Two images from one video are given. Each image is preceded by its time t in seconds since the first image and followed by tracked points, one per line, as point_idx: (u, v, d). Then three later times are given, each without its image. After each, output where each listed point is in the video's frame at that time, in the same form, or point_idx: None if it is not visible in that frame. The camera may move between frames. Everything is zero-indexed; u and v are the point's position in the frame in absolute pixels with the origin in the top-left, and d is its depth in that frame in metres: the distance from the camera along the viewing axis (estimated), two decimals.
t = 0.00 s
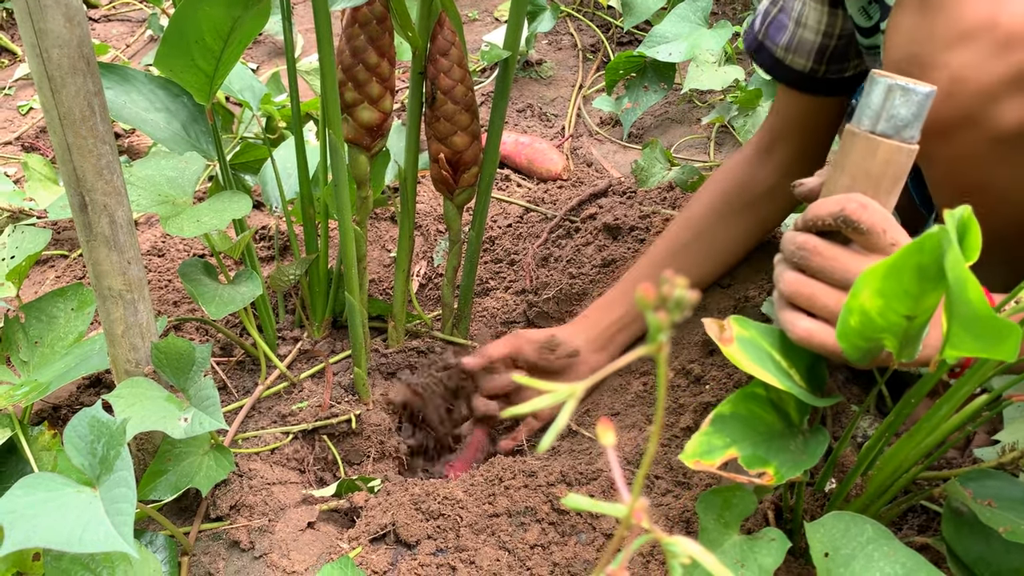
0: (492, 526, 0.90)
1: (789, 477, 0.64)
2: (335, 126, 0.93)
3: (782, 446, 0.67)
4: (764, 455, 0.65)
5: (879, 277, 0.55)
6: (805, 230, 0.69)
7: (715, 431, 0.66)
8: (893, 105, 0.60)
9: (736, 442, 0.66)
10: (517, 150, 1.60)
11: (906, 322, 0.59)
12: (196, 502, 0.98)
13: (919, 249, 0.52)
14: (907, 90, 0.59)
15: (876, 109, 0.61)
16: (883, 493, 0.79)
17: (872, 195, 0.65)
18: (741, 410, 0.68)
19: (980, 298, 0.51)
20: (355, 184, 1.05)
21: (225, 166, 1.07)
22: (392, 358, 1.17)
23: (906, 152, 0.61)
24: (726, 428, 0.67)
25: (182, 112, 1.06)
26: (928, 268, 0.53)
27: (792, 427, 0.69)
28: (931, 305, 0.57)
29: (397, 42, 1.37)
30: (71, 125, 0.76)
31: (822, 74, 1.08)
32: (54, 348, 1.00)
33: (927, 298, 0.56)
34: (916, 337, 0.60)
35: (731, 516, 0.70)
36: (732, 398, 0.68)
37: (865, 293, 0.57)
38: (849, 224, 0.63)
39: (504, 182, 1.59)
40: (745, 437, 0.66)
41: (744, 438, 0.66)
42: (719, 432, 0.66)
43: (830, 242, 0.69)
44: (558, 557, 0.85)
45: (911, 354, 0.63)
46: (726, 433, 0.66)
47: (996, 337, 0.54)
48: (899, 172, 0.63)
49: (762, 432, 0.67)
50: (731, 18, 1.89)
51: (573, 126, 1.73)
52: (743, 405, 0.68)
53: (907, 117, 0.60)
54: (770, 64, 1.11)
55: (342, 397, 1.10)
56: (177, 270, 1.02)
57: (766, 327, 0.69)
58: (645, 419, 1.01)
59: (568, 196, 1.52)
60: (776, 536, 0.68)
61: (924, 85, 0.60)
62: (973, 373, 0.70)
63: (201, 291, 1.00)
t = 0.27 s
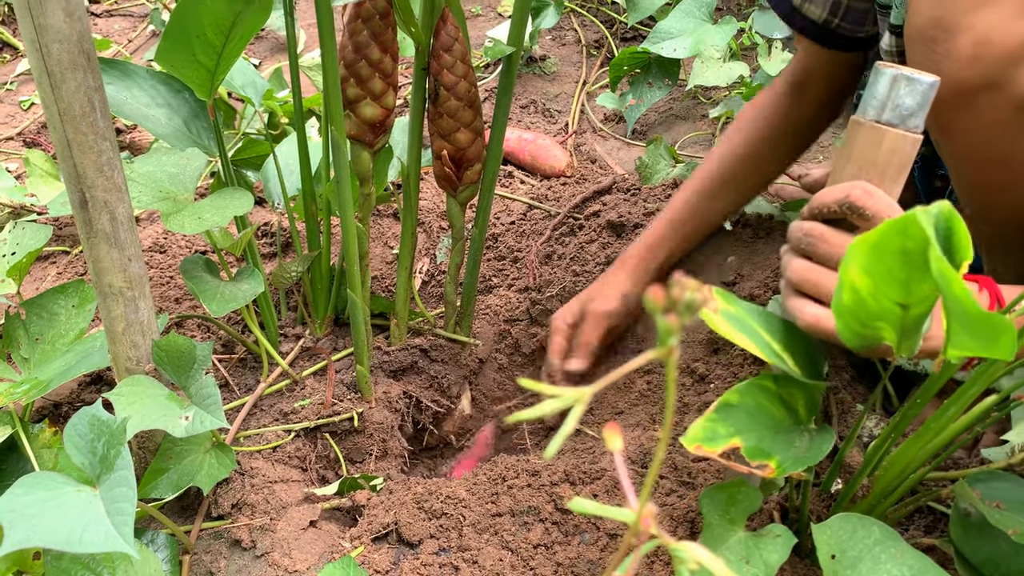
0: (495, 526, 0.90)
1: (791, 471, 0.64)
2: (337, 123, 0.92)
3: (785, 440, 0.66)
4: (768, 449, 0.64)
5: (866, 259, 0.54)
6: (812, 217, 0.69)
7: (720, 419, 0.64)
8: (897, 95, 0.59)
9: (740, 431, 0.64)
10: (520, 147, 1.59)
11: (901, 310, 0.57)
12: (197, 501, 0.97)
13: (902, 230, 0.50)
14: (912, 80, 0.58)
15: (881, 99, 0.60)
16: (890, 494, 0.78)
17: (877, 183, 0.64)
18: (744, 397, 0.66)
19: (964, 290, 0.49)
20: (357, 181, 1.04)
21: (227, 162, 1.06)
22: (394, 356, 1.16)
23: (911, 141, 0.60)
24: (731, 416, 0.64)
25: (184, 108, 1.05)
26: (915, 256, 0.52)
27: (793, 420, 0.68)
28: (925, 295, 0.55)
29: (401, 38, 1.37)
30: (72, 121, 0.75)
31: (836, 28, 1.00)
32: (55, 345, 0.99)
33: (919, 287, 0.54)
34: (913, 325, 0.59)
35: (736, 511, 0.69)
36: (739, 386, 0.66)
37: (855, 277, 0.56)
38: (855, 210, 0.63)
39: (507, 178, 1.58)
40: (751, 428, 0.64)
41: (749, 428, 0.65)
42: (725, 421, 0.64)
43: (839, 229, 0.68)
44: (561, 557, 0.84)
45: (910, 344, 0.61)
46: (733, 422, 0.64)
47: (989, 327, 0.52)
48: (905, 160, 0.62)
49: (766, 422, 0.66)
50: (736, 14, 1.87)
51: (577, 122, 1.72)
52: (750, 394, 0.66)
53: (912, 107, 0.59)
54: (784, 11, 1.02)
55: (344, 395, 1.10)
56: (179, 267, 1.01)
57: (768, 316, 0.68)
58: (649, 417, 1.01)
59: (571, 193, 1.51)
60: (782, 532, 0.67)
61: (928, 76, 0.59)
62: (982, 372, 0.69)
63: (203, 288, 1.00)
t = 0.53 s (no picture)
0: (497, 521, 0.90)
1: (785, 463, 0.63)
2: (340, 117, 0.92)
3: (779, 432, 0.65)
4: (761, 440, 0.64)
5: (854, 245, 0.53)
6: (813, 209, 0.69)
7: (713, 407, 0.63)
8: (895, 87, 0.59)
9: (734, 421, 0.64)
10: (523, 142, 1.59)
11: (895, 302, 0.57)
12: (200, 495, 0.98)
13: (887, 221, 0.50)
14: (909, 72, 0.58)
15: (879, 91, 0.60)
16: (893, 491, 0.78)
17: (875, 175, 0.64)
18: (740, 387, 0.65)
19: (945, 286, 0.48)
20: (360, 176, 1.04)
21: (229, 157, 1.06)
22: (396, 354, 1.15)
23: (909, 133, 0.60)
24: (726, 406, 0.64)
25: (186, 102, 1.05)
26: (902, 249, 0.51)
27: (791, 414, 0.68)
28: (918, 286, 0.54)
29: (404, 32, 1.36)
30: (75, 116, 0.75)
31: (816, 27, 1.13)
32: (58, 339, 0.99)
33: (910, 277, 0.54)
34: (910, 321, 0.58)
35: (735, 507, 0.69)
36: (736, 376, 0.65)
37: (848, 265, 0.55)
38: (854, 202, 0.63)
39: (510, 173, 1.58)
40: (745, 418, 0.64)
41: (743, 418, 0.64)
42: (719, 410, 0.63)
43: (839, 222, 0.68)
44: (563, 553, 0.84)
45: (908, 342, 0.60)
46: (727, 412, 0.64)
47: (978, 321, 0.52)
48: (903, 152, 0.62)
49: (762, 413, 0.65)
50: (741, 9, 1.87)
51: (580, 117, 1.71)
52: (747, 385, 0.65)
53: (910, 98, 0.59)
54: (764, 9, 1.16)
55: (347, 390, 1.10)
56: (181, 261, 1.01)
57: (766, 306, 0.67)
58: (652, 413, 1.01)
59: (574, 188, 1.51)
60: (780, 528, 0.67)
61: (924, 67, 0.59)
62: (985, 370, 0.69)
63: (206, 283, 1.00)
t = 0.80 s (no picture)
0: (502, 517, 0.89)
1: (781, 455, 0.63)
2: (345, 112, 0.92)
3: (776, 423, 0.64)
4: (756, 430, 0.63)
5: (850, 232, 0.52)
6: (812, 201, 0.68)
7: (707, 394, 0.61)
8: (892, 78, 0.58)
9: (731, 409, 0.63)
10: (528, 137, 1.58)
11: (894, 291, 0.56)
12: (204, 490, 0.98)
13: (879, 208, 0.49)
14: (906, 63, 0.58)
15: (876, 82, 0.59)
16: (900, 488, 0.78)
17: (874, 167, 0.63)
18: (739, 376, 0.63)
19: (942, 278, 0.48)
20: (365, 170, 1.04)
21: (234, 152, 1.05)
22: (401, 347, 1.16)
23: (907, 123, 0.60)
24: (723, 395, 0.63)
25: (190, 96, 1.04)
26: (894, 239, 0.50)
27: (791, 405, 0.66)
28: (915, 277, 0.54)
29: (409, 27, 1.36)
30: (79, 110, 0.75)
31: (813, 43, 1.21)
32: (62, 334, 0.99)
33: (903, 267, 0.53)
34: (910, 309, 0.57)
35: (737, 503, 0.69)
36: (736, 365, 0.63)
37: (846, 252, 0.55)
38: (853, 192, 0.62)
39: (514, 169, 1.57)
40: (740, 409, 0.63)
41: (739, 408, 0.63)
42: (715, 399, 0.62)
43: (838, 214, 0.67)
44: (568, 549, 0.84)
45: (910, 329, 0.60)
46: (723, 401, 0.62)
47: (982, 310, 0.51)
48: (901, 144, 0.61)
49: (759, 404, 0.64)
50: (746, 4, 1.86)
51: (585, 112, 1.71)
52: (745, 374, 0.64)
53: (907, 89, 0.58)
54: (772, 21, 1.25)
55: (351, 385, 1.10)
56: (185, 256, 1.01)
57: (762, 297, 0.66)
58: (657, 410, 1.00)
59: (579, 184, 1.50)
60: (783, 523, 0.66)
61: (921, 58, 0.58)
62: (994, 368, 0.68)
63: (210, 278, 0.99)
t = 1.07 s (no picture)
0: (503, 515, 0.89)
1: (765, 447, 0.60)
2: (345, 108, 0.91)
3: (762, 415, 0.62)
4: (740, 423, 0.61)
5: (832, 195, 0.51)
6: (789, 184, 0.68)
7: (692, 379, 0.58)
8: (858, 62, 0.60)
9: (711, 403, 0.60)
10: (529, 133, 1.57)
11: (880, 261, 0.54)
12: (204, 487, 0.97)
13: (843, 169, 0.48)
14: (868, 48, 0.60)
15: (843, 67, 0.61)
16: (901, 487, 0.77)
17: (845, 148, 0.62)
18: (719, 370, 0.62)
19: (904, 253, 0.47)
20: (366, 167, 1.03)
21: (234, 148, 1.05)
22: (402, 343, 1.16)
23: (874, 105, 0.60)
24: (705, 388, 0.60)
25: (191, 92, 1.04)
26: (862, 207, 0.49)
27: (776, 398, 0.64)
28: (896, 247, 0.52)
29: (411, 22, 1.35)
30: (79, 106, 0.74)
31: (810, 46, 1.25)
32: (62, 330, 0.99)
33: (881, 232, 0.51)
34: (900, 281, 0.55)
35: (728, 500, 0.68)
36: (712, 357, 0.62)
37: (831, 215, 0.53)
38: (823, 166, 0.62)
39: (516, 165, 1.57)
40: (723, 401, 0.61)
41: (722, 401, 0.61)
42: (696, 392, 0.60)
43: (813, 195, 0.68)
44: (569, 548, 0.84)
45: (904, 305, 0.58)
46: (704, 394, 0.60)
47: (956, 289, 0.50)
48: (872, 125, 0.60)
49: (743, 397, 0.62)
50: None
51: (587, 109, 1.70)
52: (723, 369, 0.62)
53: (873, 74, 0.60)
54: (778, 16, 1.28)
55: (352, 382, 1.09)
56: (186, 253, 1.01)
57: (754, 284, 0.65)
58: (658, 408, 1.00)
59: (581, 180, 1.50)
60: (775, 520, 0.65)
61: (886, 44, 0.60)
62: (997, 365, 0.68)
63: (211, 274, 0.99)
